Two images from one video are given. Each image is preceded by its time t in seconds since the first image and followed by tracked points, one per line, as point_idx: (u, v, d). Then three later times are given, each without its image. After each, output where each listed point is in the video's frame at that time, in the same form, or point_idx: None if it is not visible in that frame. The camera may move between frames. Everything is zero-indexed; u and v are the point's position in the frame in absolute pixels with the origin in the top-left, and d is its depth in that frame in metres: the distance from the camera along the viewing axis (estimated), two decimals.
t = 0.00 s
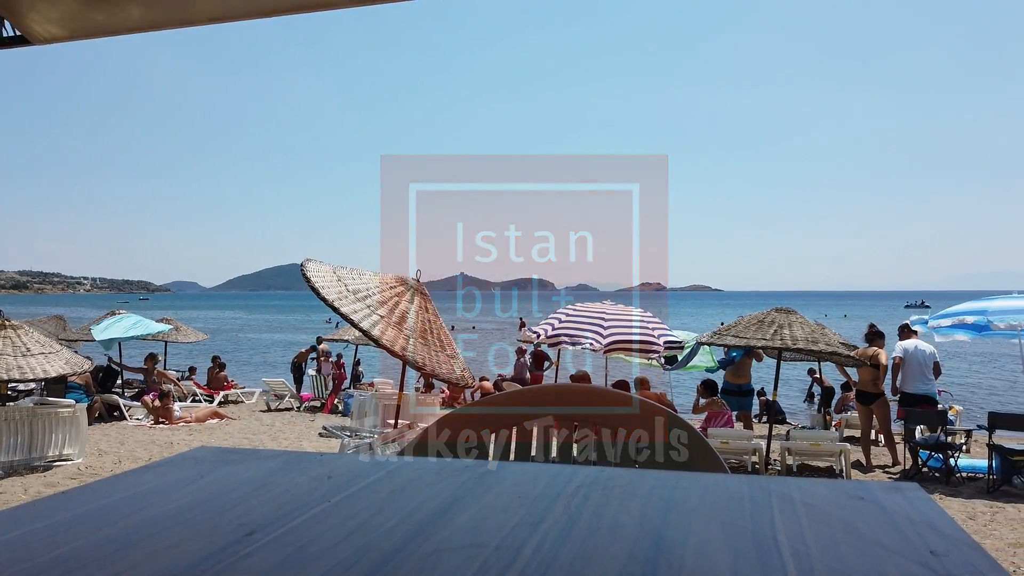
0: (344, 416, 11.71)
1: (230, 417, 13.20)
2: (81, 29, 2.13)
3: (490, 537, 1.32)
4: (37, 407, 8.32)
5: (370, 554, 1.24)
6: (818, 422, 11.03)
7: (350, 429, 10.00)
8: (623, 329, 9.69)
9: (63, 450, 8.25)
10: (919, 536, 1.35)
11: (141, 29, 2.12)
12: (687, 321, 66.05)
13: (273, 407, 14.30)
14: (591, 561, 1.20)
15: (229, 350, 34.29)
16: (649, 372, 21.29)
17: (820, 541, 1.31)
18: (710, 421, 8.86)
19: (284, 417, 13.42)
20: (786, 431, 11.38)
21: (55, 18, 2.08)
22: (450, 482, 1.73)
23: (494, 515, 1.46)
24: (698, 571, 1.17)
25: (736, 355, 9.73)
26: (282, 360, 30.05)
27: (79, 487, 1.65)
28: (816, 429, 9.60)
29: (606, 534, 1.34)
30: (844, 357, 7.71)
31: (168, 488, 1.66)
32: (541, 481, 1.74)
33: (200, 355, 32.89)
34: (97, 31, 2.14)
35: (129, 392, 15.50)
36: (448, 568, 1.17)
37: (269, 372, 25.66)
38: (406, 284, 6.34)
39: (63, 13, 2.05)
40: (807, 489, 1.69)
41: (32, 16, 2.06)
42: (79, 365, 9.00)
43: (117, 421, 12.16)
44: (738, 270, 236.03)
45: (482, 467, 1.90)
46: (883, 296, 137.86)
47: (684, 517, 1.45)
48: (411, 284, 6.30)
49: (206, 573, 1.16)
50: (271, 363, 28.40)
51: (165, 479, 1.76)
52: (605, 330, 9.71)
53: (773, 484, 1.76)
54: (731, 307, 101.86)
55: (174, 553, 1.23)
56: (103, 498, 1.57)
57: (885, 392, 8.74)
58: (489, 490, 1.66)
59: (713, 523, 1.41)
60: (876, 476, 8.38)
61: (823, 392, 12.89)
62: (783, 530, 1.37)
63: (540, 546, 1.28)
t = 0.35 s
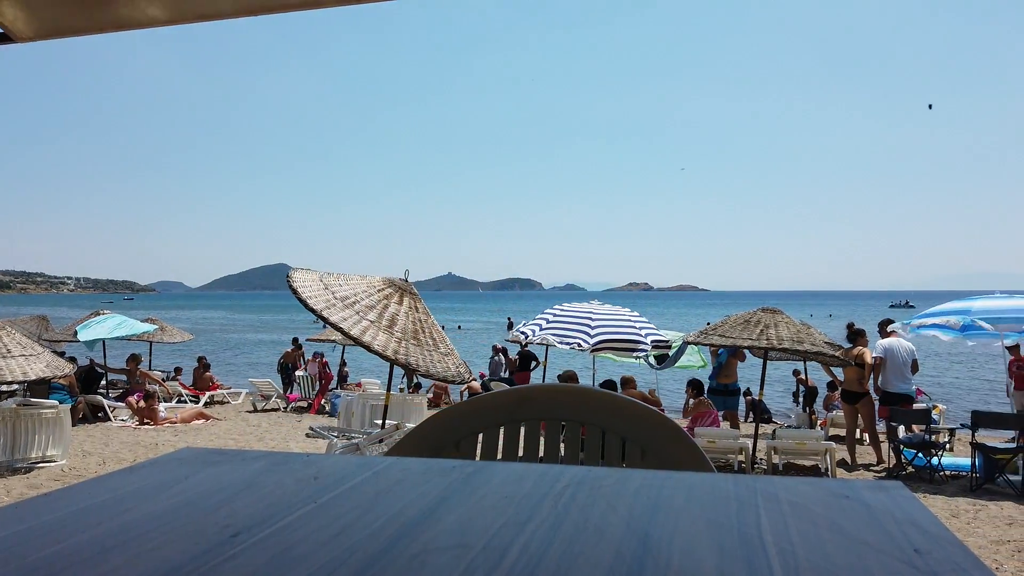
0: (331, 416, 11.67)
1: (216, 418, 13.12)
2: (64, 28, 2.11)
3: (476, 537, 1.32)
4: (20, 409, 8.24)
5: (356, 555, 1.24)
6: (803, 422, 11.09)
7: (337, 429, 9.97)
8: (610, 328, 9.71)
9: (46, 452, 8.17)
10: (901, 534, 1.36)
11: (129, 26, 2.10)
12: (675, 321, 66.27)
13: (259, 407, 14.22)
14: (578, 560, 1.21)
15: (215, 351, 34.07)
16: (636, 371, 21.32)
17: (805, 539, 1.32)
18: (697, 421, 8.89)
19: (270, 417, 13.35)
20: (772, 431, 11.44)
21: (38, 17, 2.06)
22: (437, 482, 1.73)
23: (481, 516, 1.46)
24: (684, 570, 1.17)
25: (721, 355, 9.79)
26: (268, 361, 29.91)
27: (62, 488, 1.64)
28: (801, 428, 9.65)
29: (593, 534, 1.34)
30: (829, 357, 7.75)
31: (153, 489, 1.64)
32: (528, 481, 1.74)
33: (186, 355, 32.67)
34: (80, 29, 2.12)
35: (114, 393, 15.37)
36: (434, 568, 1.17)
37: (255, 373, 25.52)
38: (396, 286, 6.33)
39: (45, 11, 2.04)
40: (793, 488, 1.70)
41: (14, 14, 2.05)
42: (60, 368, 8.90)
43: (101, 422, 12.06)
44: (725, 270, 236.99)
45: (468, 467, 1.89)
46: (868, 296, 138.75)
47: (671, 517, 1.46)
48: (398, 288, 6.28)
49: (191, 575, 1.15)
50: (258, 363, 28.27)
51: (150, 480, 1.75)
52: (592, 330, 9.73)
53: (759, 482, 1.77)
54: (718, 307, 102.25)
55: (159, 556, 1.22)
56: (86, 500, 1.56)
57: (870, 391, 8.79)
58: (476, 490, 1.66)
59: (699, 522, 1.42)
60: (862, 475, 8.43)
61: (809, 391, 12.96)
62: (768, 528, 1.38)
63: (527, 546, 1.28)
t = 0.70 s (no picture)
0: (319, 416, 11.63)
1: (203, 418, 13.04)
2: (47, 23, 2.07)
3: (466, 537, 1.32)
4: (4, 409, 8.15)
5: (346, 556, 1.23)
6: (790, 421, 11.15)
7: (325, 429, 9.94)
8: (599, 329, 9.72)
9: (31, 453, 8.09)
10: (889, 532, 1.37)
11: (111, 24, 2.06)
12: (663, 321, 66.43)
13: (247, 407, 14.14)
14: (567, 561, 1.21)
15: (202, 351, 33.88)
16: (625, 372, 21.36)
17: (793, 537, 1.33)
18: (687, 420, 8.92)
19: (258, 418, 13.29)
20: (759, 430, 11.49)
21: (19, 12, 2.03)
22: (425, 482, 1.72)
23: (471, 516, 1.45)
24: (674, 569, 1.17)
25: (708, 355, 9.82)
26: (256, 361, 29.77)
27: (46, 490, 1.62)
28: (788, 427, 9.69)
29: (582, 534, 1.34)
30: (816, 356, 7.78)
31: (140, 491, 1.63)
32: (517, 481, 1.74)
33: (173, 356, 32.48)
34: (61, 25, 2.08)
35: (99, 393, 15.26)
36: (424, 568, 1.16)
37: (243, 373, 25.40)
38: (385, 285, 6.34)
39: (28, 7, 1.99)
40: (782, 487, 1.70)
41: None
42: (45, 368, 8.81)
43: (86, 423, 11.97)
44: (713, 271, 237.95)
45: (457, 467, 1.89)
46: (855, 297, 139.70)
47: (659, 515, 1.46)
48: (389, 284, 6.28)
49: None
50: (246, 364, 28.14)
51: (134, 481, 1.73)
52: (581, 330, 9.73)
53: (747, 481, 1.78)
54: (706, 307, 102.64)
55: (145, 557, 1.21)
56: (70, 502, 1.54)
57: (857, 390, 8.84)
58: (464, 490, 1.65)
59: (689, 521, 1.42)
60: (848, 473, 8.48)
61: (796, 390, 13.02)
62: (757, 528, 1.39)
63: (518, 546, 1.28)
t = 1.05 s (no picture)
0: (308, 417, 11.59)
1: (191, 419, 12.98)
2: (34, 23, 2.06)
3: (456, 537, 1.32)
4: None
5: (335, 556, 1.22)
6: (779, 420, 11.20)
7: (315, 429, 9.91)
8: (589, 329, 9.73)
9: (17, 454, 8.03)
10: (877, 530, 1.38)
11: (97, 23, 2.05)
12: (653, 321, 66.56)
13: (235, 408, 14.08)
14: (557, 560, 1.21)
15: (190, 352, 33.74)
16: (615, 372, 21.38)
17: (783, 536, 1.33)
18: (677, 420, 8.94)
19: (247, 418, 13.23)
20: (748, 429, 11.54)
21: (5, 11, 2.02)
22: (415, 482, 1.72)
23: (460, 516, 1.45)
24: (664, 568, 1.17)
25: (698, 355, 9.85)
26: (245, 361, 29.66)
27: (32, 491, 1.61)
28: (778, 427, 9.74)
29: (572, 534, 1.34)
30: (805, 356, 7.81)
31: (128, 492, 1.62)
32: (507, 481, 1.74)
33: (161, 356, 32.33)
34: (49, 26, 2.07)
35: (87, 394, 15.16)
36: (414, 568, 1.16)
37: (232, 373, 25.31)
38: (375, 282, 6.36)
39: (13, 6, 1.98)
40: (771, 486, 1.71)
41: None
42: (31, 369, 8.74)
43: (73, 424, 11.89)
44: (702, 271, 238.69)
45: (447, 467, 1.89)
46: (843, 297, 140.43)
47: (650, 515, 1.46)
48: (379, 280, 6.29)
49: None
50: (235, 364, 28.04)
51: (123, 482, 1.72)
52: (571, 330, 9.74)
53: (736, 480, 1.78)
54: (696, 307, 102.99)
55: (133, 558, 1.20)
56: (57, 503, 1.52)
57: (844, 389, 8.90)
58: (454, 490, 1.65)
59: (678, 521, 1.42)
60: (836, 472, 8.53)
61: (785, 389, 13.09)
62: (746, 527, 1.39)
63: (508, 546, 1.28)
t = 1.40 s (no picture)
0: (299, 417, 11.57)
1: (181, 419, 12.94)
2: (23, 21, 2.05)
3: (447, 536, 1.32)
4: None
5: (326, 557, 1.22)
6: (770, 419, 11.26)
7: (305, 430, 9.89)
8: (580, 329, 9.75)
9: (5, 455, 7.98)
10: (867, 528, 1.38)
11: (87, 21, 2.04)
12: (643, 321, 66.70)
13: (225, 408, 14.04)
14: (549, 560, 1.20)
15: (179, 352, 33.58)
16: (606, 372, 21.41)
17: (774, 535, 1.34)
18: (668, 419, 8.97)
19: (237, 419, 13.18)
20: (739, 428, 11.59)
21: None
22: (406, 482, 1.72)
23: (452, 516, 1.45)
24: (655, 567, 1.18)
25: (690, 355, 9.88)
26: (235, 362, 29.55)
27: (20, 491, 1.59)
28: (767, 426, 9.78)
29: (564, 533, 1.34)
30: (795, 356, 7.84)
31: (117, 493, 1.61)
32: (498, 481, 1.74)
33: (151, 356, 32.19)
34: (39, 23, 2.07)
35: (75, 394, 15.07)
36: (405, 569, 1.16)
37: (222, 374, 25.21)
38: (365, 281, 6.35)
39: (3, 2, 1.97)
40: (762, 485, 1.72)
41: None
42: (20, 370, 8.69)
43: (61, 425, 11.82)
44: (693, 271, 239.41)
45: (438, 467, 1.88)
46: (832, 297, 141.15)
47: (641, 514, 1.47)
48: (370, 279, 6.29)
49: None
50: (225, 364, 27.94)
51: (112, 483, 1.71)
52: (562, 330, 9.75)
53: (728, 479, 1.79)
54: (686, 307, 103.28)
55: (123, 559, 1.20)
56: (45, 505, 1.51)
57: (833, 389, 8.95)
58: (446, 490, 1.65)
59: (670, 520, 1.42)
60: (825, 471, 8.57)
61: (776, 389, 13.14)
62: (737, 525, 1.40)
63: (501, 546, 1.28)
